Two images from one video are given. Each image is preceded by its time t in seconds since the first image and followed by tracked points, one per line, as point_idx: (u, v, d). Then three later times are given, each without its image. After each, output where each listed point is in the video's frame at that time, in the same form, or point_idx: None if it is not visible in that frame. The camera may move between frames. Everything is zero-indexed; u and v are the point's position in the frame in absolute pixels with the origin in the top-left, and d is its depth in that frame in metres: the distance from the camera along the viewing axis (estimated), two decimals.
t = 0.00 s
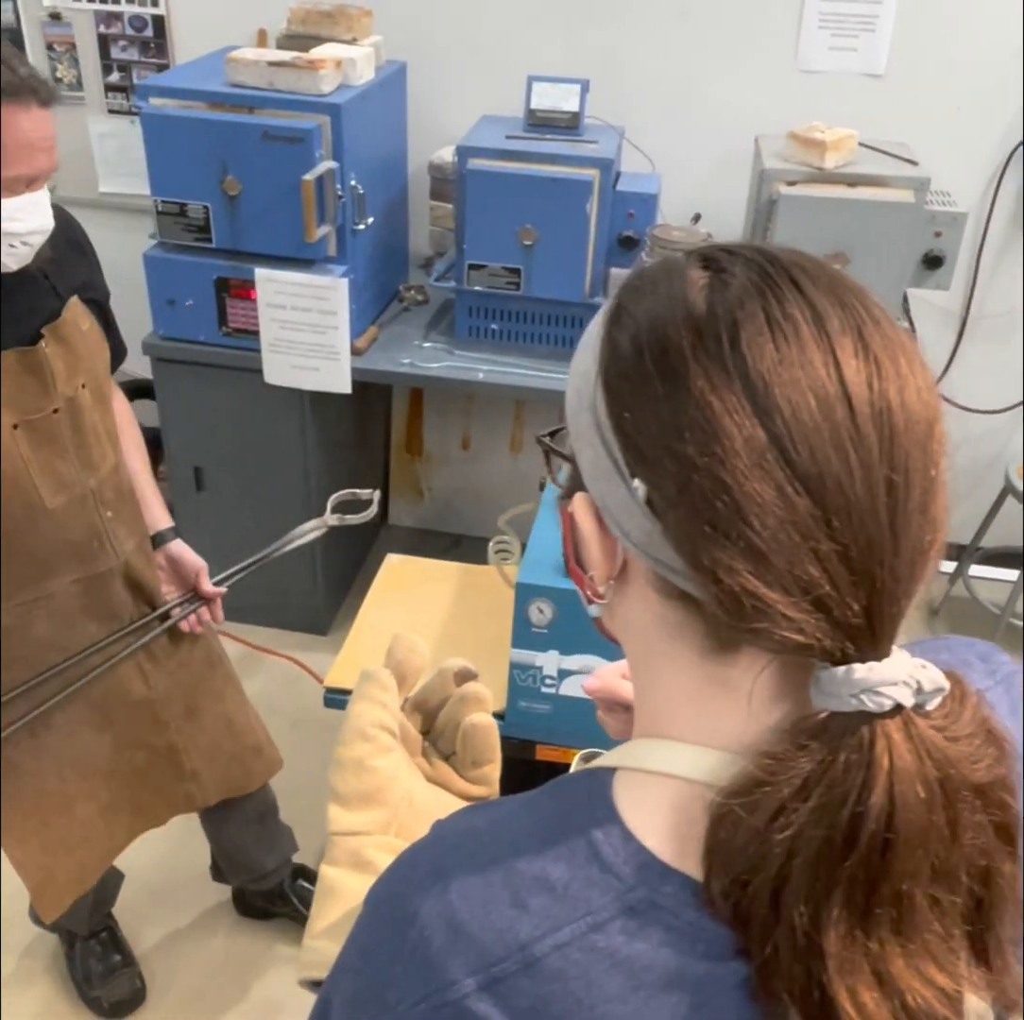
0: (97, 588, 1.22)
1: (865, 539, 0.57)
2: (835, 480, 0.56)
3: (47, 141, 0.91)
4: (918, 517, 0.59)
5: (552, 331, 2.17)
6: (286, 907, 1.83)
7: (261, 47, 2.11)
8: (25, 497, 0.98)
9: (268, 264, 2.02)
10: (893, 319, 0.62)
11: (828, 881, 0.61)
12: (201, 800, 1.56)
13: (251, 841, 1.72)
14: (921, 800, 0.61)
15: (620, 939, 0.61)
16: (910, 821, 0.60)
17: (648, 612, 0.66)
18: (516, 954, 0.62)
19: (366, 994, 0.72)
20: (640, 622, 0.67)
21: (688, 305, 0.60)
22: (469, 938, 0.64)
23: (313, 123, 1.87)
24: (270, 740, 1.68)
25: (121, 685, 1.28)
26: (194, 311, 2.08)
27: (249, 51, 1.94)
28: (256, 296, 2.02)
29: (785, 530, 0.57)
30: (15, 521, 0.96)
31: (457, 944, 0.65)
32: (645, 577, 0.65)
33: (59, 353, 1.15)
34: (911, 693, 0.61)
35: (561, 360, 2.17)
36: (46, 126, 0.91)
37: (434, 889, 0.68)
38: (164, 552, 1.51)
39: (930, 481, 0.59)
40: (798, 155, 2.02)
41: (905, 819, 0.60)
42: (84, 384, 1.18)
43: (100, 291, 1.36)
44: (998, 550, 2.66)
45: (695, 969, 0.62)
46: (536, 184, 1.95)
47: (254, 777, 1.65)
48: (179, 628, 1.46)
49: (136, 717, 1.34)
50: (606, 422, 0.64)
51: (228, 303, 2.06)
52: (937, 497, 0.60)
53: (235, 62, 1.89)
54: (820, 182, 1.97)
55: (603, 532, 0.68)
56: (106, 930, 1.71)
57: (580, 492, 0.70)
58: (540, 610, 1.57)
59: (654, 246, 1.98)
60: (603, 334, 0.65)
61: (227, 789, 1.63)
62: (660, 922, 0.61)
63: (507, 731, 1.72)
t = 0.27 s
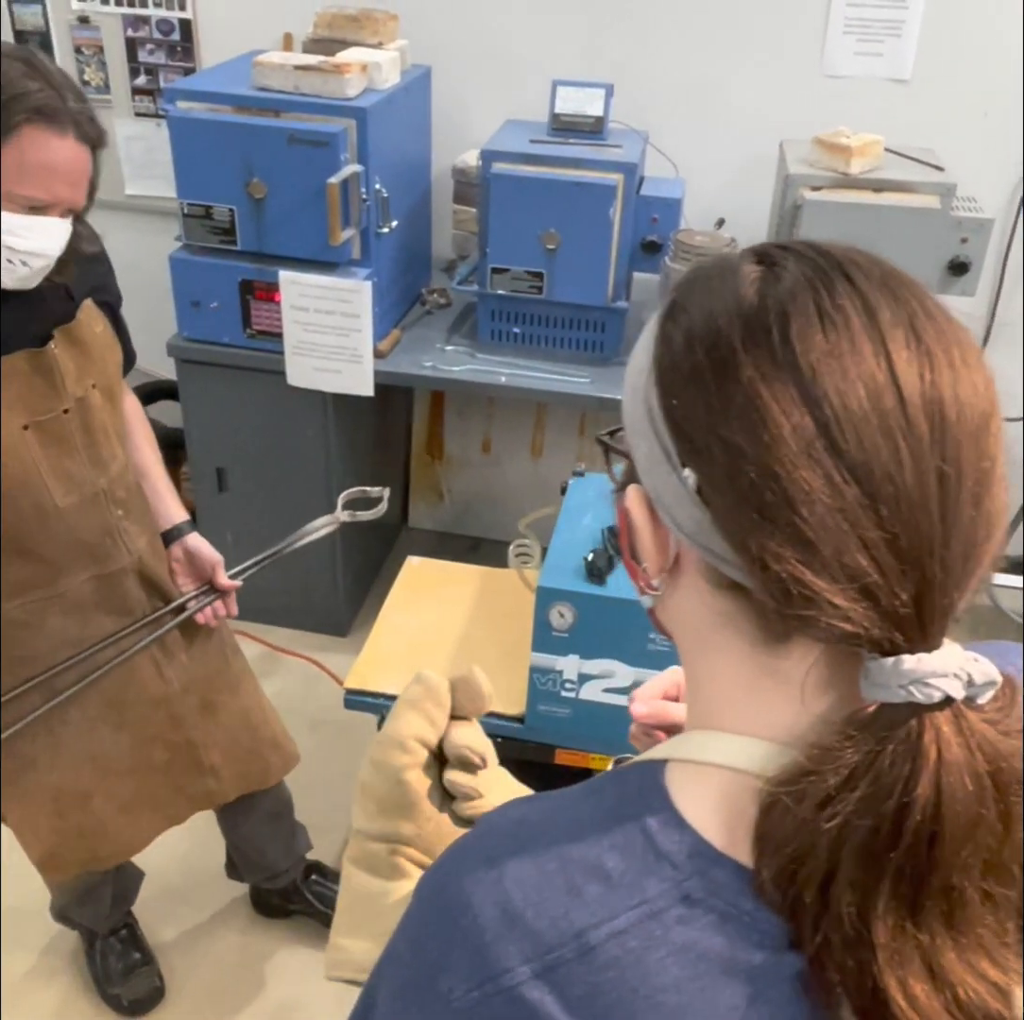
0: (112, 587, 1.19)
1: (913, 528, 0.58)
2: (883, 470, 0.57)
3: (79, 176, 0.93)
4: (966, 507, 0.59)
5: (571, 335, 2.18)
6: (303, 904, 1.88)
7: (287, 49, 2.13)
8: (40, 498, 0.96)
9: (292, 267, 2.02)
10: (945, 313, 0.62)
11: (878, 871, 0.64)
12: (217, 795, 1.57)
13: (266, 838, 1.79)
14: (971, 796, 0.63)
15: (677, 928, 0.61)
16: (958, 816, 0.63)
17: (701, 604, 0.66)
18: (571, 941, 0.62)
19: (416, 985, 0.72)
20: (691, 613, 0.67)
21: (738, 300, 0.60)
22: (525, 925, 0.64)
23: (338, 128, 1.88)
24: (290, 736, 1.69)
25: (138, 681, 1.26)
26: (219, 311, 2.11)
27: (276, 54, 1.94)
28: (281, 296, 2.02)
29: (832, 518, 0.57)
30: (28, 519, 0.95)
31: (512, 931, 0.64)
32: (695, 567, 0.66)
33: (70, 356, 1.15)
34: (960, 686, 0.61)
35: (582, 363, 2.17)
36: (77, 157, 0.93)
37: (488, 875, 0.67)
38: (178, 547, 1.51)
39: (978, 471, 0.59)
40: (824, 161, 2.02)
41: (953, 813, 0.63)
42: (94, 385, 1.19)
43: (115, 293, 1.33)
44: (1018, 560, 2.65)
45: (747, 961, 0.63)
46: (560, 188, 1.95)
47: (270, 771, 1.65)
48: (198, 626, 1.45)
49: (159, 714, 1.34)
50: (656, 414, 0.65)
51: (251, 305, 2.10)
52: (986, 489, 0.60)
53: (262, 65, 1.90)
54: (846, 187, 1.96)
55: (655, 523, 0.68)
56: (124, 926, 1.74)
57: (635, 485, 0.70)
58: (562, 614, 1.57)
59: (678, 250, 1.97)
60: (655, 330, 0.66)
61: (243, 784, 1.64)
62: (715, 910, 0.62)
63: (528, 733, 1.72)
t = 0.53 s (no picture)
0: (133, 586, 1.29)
1: (986, 528, 0.56)
2: (954, 468, 0.55)
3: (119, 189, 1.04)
4: None
5: (590, 340, 2.18)
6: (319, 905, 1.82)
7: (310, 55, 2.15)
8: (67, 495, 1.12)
9: (313, 270, 2.03)
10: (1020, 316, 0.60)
11: (949, 871, 0.61)
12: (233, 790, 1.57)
13: (285, 837, 1.70)
14: None
15: (753, 925, 0.59)
16: None
17: (768, 605, 0.65)
18: (646, 937, 0.60)
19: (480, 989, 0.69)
20: (757, 614, 0.66)
21: (808, 299, 0.60)
22: (597, 921, 0.61)
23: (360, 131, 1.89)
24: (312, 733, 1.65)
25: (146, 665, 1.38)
26: (239, 315, 2.10)
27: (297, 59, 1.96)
28: (300, 301, 2.04)
29: (901, 516, 0.56)
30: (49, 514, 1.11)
31: (584, 926, 0.62)
32: (764, 568, 0.65)
33: (98, 360, 1.17)
34: None
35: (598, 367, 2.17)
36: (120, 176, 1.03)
37: (557, 870, 0.64)
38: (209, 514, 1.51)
39: None
40: (844, 166, 2.02)
41: None
42: (121, 393, 1.21)
43: (143, 302, 1.33)
44: None
45: (829, 958, 0.60)
46: (581, 193, 1.96)
47: (287, 769, 1.61)
48: (215, 609, 1.47)
49: (171, 713, 1.44)
50: (725, 414, 0.64)
51: (271, 308, 2.08)
52: None
53: (284, 70, 1.90)
54: (866, 192, 1.96)
55: (724, 523, 0.67)
56: (143, 925, 1.71)
57: (703, 485, 0.69)
58: (579, 614, 1.58)
59: (697, 254, 1.96)
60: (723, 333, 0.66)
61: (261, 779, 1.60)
62: (792, 908, 0.60)
63: (544, 737, 1.72)
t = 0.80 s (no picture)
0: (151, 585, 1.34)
1: None
2: None
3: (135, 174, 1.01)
4: None
5: (604, 344, 2.18)
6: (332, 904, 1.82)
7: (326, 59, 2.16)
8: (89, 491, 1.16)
9: (326, 275, 2.04)
10: None
11: None
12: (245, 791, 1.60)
13: (295, 835, 1.73)
14: None
15: (834, 929, 0.59)
16: None
17: (851, 614, 0.66)
18: (726, 941, 0.60)
19: (554, 990, 0.68)
20: (834, 627, 0.67)
21: (895, 315, 0.60)
22: (675, 924, 0.61)
23: (374, 137, 1.90)
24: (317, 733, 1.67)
25: (160, 665, 1.38)
26: (254, 318, 2.12)
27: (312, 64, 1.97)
28: (314, 304, 2.06)
29: (1000, 529, 0.57)
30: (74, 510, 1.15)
31: (662, 930, 0.62)
32: (848, 580, 0.66)
33: (120, 358, 1.22)
34: None
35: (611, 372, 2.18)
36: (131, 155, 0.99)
37: (633, 875, 0.64)
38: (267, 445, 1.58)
39: None
40: (858, 171, 2.02)
41: None
42: (141, 390, 1.26)
43: (161, 299, 1.37)
44: None
45: (911, 961, 0.60)
46: (596, 198, 1.96)
47: (297, 768, 1.65)
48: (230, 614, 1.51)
49: (183, 710, 1.45)
50: (807, 430, 0.65)
51: (286, 310, 2.10)
52: None
53: (300, 76, 1.91)
54: (881, 198, 1.96)
55: (805, 535, 0.67)
56: (155, 925, 1.71)
57: (782, 500, 0.70)
58: (592, 620, 1.58)
59: (710, 259, 1.97)
60: (801, 344, 0.66)
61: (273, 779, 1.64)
62: (873, 914, 0.59)
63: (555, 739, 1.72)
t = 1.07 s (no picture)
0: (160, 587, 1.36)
1: None
2: None
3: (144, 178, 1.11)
4: None
5: (609, 349, 2.18)
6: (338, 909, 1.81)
7: (333, 64, 2.16)
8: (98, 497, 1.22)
9: (334, 278, 2.05)
10: None
11: None
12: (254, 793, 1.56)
13: (303, 839, 1.70)
14: None
15: (860, 936, 0.58)
16: None
17: (893, 629, 0.65)
18: (752, 942, 0.59)
19: (574, 988, 0.68)
20: (879, 642, 0.66)
21: (972, 331, 0.58)
22: (700, 923, 0.61)
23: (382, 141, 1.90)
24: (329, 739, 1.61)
25: (170, 667, 1.41)
26: (262, 322, 2.12)
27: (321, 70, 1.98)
28: (322, 308, 2.06)
29: None
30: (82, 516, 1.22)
31: (687, 928, 0.61)
32: (902, 596, 0.64)
33: (129, 364, 1.23)
34: None
35: (617, 376, 2.18)
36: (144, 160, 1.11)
37: (658, 874, 0.64)
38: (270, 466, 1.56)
39: None
40: (865, 176, 2.01)
41: None
42: (152, 396, 1.27)
43: (172, 304, 1.36)
44: None
45: (941, 970, 0.57)
46: (603, 202, 1.96)
47: (307, 775, 1.58)
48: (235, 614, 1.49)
49: (192, 712, 1.45)
50: (871, 446, 0.62)
51: (293, 315, 2.10)
52: None
53: (308, 81, 1.93)
54: (888, 202, 1.95)
55: (861, 550, 0.65)
56: (161, 928, 1.71)
57: (834, 516, 0.67)
58: (597, 625, 1.58)
59: (716, 263, 1.97)
60: (860, 353, 0.63)
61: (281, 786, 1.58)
62: (903, 923, 0.58)
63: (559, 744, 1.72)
